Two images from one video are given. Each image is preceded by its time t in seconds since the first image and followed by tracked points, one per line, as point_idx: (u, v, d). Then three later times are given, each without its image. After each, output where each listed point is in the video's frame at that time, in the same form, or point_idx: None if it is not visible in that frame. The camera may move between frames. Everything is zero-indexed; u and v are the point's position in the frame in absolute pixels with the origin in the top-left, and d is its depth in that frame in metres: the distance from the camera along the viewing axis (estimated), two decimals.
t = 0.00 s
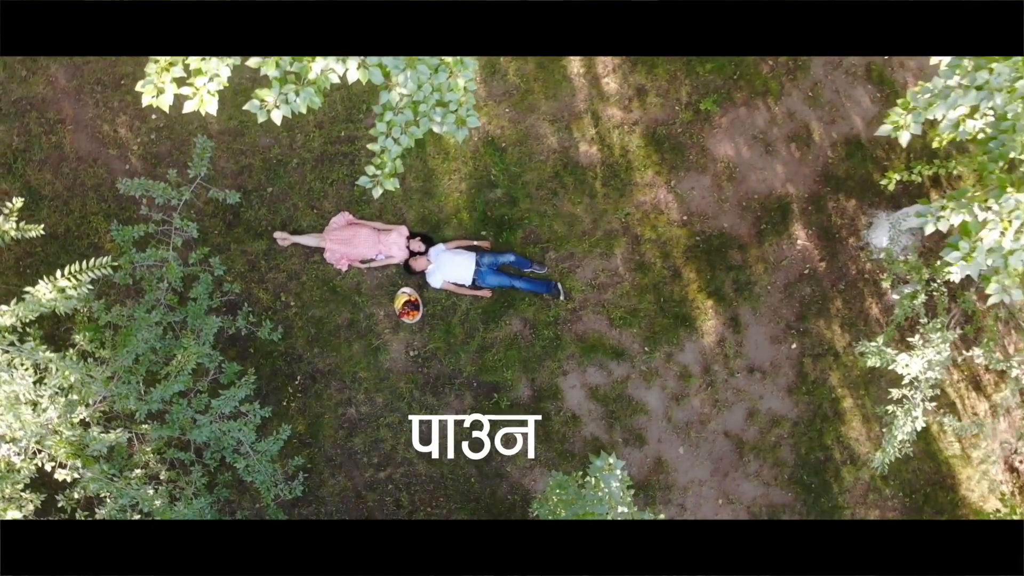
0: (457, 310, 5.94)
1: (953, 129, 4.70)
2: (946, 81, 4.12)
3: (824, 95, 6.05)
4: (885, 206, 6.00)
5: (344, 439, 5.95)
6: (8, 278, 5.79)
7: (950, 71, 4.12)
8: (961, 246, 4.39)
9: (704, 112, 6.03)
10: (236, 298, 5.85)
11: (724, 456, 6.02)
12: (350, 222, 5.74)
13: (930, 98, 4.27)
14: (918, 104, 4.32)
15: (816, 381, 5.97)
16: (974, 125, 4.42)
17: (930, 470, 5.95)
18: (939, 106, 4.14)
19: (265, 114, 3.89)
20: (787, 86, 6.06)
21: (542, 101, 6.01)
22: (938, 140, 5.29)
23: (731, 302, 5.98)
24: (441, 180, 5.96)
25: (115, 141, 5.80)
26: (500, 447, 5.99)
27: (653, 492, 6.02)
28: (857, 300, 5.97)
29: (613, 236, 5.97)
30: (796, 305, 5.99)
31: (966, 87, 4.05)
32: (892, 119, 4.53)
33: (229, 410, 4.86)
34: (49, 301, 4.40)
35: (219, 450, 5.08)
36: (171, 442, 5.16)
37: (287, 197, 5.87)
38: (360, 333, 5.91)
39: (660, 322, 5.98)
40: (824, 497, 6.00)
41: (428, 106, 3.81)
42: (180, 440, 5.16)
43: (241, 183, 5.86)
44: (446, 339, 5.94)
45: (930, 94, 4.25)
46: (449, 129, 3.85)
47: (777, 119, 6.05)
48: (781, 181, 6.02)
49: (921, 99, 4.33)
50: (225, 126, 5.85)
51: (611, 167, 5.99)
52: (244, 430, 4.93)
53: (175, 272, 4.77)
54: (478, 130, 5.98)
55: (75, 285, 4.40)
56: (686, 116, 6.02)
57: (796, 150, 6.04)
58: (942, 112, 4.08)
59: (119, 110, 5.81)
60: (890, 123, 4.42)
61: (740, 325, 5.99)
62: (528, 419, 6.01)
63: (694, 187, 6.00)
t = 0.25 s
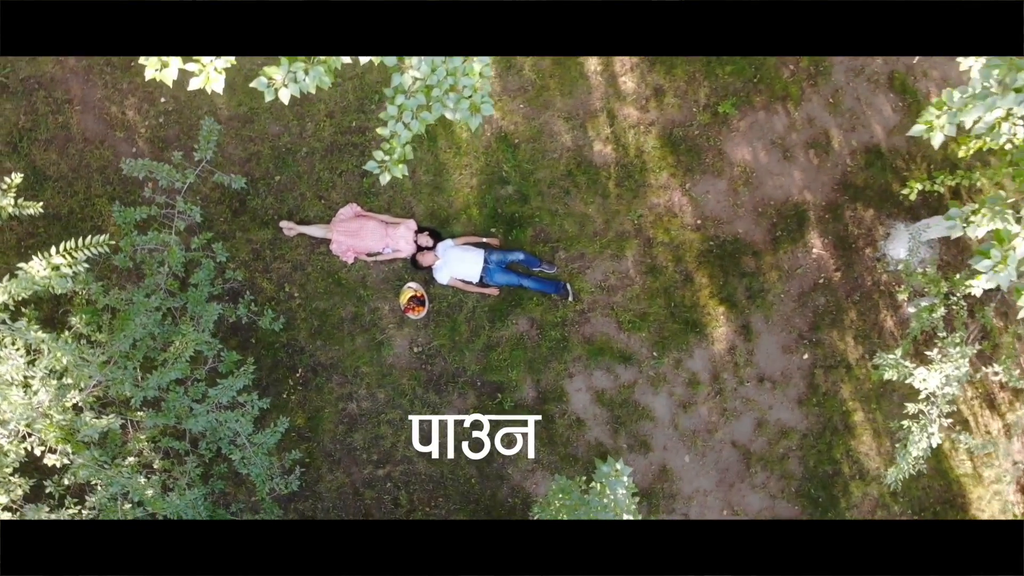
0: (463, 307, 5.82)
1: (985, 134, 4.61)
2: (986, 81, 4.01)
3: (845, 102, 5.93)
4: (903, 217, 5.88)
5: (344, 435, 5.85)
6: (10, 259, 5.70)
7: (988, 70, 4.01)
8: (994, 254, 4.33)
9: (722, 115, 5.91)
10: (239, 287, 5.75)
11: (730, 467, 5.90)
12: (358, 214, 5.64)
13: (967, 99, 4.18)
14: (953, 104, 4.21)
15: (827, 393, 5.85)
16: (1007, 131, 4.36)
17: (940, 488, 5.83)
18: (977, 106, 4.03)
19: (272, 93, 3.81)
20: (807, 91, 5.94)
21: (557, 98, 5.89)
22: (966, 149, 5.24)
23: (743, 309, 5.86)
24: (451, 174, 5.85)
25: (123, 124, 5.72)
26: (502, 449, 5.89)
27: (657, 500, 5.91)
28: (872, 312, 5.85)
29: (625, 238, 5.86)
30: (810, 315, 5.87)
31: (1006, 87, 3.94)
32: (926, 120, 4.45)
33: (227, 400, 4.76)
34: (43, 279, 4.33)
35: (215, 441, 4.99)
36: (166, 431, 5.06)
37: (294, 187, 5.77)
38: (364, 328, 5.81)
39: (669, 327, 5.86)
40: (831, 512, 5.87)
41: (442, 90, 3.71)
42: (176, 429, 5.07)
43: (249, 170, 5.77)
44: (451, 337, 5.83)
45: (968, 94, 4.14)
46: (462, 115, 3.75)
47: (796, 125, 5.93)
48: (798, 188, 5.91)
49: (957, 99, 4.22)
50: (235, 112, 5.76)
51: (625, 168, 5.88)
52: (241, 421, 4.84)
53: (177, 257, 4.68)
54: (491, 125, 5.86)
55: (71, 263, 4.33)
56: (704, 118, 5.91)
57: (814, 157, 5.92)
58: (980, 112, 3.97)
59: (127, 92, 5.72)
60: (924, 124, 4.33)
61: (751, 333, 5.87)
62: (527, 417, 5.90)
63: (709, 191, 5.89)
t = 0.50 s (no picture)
0: (469, 307, 5.73)
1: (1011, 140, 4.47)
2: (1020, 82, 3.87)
3: (863, 110, 5.83)
4: (919, 228, 5.78)
5: (344, 433, 5.75)
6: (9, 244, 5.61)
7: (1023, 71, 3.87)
8: None
9: (737, 119, 5.81)
10: (242, 279, 5.67)
11: (736, 477, 5.80)
12: (365, 209, 5.55)
13: (998, 101, 4.03)
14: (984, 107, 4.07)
15: (836, 405, 5.74)
16: None
17: (949, 506, 5.72)
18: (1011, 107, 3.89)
19: (280, 77, 3.84)
20: (825, 97, 5.84)
21: (570, 97, 5.79)
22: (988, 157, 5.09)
23: (753, 317, 5.76)
24: (460, 172, 5.75)
25: (129, 111, 5.65)
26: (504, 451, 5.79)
27: (660, 508, 5.81)
28: (885, 324, 5.74)
29: (635, 241, 5.76)
30: (821, 325, 5.76)
31: None
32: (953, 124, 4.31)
33: (224, 392, 4.68)
34: (36, 261, 4.28)
35: (212, 434, 4.90)
36: (162, 423, 4.97)
37: (301, 179, 5.69)
38: (367, 324, 5.71)
39: (678, 333, 5.76)
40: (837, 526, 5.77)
41: (454, 78, 3.66)
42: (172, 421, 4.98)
43: (255, 161, 5.68)
44: (455, 337, 5.73)
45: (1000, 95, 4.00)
46: (474, 104, 3.70)
47: (812, 131, 5.83)
48: (812, 196, 5.81)
49: (988, 101, 4.08)
50: (243, 102, 5.68)
51: (637, 169, 5.78)
52: (238, 415, 4.75)
53: (178, 245, 4.59)
54: (502, 123, 5.77)
55: (65, 245, 4.33)
56: (718, 121, 5.81)
57: (830, 164, 5.82)
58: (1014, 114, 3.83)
59: (135, 79, 5.66)
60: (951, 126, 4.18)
61: (761, 342, 5.77)
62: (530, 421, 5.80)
63: (722, 196, 5.79)
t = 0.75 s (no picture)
0: (476, 316, 5.62)
1: None
2: None
3: (884, 129, 5.72)
4: (939, 251, 5.66)
5: (345, 441, 5.64)
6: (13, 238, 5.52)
7: None
8: None
9: (756, 134, 5.71)
10: (247, 280, 5.57)
11: (745, 500, 5.66)
12: (374, 213, 5.46)
13: None
14: None
15: (850, 430, 5.60)
16: None
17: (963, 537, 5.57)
18: None
19: (290, 68, 3.97)
20: (846, 115, 5.73)
21: (587, 106, 5.70)
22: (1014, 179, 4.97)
23: (767, 337, 5.64)
24: (473, 179, 5.65)
25: (140, 106, 5.59)
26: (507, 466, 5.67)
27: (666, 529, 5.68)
28: (902, 348, 5.62)
29: (648, 255, 5.65)
30: (836, 347, 5.64)
31: None
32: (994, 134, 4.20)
33: (223, 394, 4.58)
34: (32, 250, 4.29)
35: (209, 437, 4.80)
36: (160, 424, 4.86)
37: (311, 181, 5.60)
38: (373, 330, 5.61)
39: (689, 350, 5.64)
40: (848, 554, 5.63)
41: (471, 74, 3.55)
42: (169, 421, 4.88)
43: (266, 162, 5.60)
44: (462, 346, 5.62)
45: None
46: (491, 101, 3.58)
47: (832, 149, 5.72)
48: (831, 215, 5.69)
49: None
50: (255, 102, 5.61)
51: (653, 182, 5.67)
52: (236, 418, 4.65)
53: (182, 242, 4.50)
54: (517, 130, 5.67)
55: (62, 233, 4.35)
56: (737, 136, 5.70)
57: (850, 183, 5.71)
58: None
59: (147, 75, 5.60)
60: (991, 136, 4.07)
61: (774, 362, 5.64)
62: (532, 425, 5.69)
63: (739, 212, 5.68)
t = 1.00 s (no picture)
0: (483, 328, 5.54)
1: None
2: None
3: (900, 147, 5.65)
4: (954, 272, 5.58)
5: (347, 451, 5.55)
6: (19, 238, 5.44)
7: None
8: None
9: (770, 150, 5.64)
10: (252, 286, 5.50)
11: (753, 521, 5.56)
12: (382, 221, 5.40)
13: None
14: None
15: (861, 453, 5.51)
16: None
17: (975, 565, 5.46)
18: None
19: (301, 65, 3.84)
20: (862, 133, 5.66)
21: (599, 118, 5.63)
22: None
23: (778, 355, 5.55)
24: (482, 188, 5.58)
25: (149, 108, 5.55)
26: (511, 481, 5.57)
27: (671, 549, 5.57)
28: (915, 370, 5.53)
29: (659, 269, 5.58)
30: (848, 368, 5.55)
31: None
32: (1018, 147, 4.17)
33: (224, 400, 4.50)
34: (29, 246, 4.30)
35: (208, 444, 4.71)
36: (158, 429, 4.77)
37: (320, 188, 5.55)
38: (377, 340, 5.53)
39: (699, 367, 5.55)
40: None
41: (484, 76, 3.47)
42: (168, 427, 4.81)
43: (274, 167, 5.55)
44: (467, 358, 5.55)
45: None
46: (505, 103, 3.50)
47: (847, 167, 5.65)
48: (845, 233, 5.61)
49: None
50: (265, 106, 5.56)
51: (665, 196, 5.60)
52: (236, 425, 4.57)
53: (185, 244, 4.43)
54: (528, 141, 5.60)
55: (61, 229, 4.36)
56: (751, 151, 5.63)
57: (864, 202, 5.63)
58: None
59: (158, 77, 5.56)
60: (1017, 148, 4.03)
61: (785, 382, 5.54)
62: (532, 425, 5.60)
63: (752, 227, 5.60)
